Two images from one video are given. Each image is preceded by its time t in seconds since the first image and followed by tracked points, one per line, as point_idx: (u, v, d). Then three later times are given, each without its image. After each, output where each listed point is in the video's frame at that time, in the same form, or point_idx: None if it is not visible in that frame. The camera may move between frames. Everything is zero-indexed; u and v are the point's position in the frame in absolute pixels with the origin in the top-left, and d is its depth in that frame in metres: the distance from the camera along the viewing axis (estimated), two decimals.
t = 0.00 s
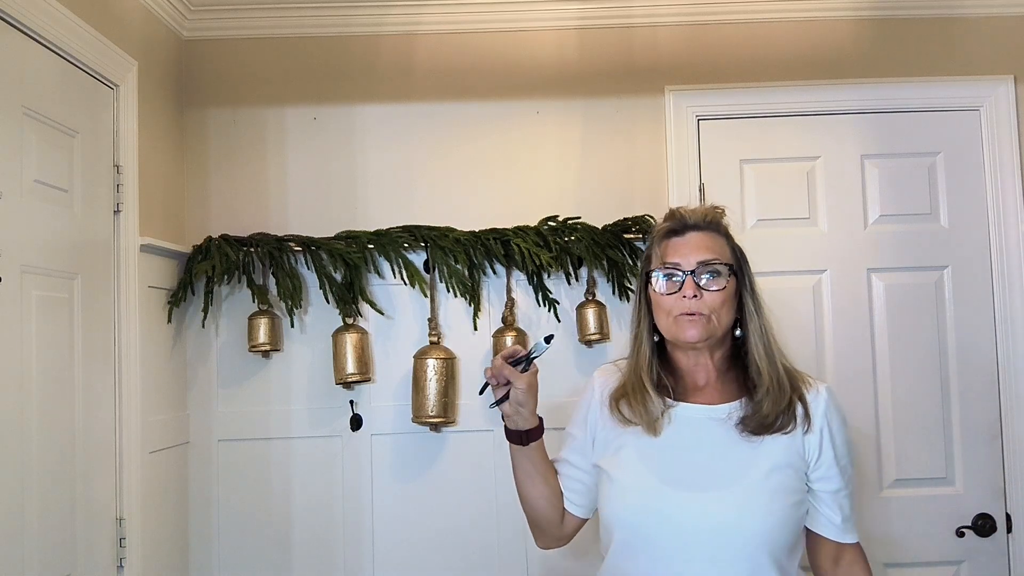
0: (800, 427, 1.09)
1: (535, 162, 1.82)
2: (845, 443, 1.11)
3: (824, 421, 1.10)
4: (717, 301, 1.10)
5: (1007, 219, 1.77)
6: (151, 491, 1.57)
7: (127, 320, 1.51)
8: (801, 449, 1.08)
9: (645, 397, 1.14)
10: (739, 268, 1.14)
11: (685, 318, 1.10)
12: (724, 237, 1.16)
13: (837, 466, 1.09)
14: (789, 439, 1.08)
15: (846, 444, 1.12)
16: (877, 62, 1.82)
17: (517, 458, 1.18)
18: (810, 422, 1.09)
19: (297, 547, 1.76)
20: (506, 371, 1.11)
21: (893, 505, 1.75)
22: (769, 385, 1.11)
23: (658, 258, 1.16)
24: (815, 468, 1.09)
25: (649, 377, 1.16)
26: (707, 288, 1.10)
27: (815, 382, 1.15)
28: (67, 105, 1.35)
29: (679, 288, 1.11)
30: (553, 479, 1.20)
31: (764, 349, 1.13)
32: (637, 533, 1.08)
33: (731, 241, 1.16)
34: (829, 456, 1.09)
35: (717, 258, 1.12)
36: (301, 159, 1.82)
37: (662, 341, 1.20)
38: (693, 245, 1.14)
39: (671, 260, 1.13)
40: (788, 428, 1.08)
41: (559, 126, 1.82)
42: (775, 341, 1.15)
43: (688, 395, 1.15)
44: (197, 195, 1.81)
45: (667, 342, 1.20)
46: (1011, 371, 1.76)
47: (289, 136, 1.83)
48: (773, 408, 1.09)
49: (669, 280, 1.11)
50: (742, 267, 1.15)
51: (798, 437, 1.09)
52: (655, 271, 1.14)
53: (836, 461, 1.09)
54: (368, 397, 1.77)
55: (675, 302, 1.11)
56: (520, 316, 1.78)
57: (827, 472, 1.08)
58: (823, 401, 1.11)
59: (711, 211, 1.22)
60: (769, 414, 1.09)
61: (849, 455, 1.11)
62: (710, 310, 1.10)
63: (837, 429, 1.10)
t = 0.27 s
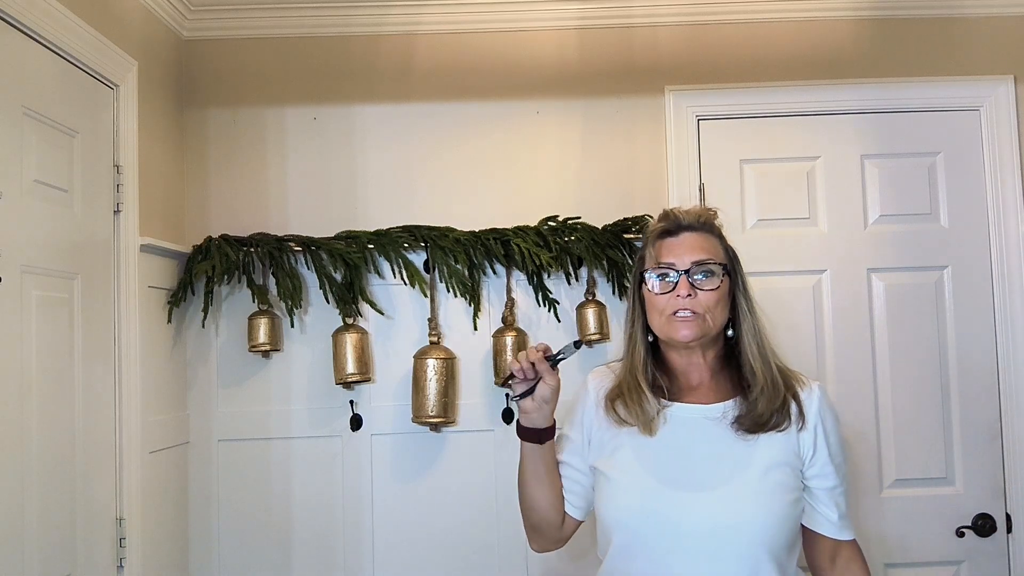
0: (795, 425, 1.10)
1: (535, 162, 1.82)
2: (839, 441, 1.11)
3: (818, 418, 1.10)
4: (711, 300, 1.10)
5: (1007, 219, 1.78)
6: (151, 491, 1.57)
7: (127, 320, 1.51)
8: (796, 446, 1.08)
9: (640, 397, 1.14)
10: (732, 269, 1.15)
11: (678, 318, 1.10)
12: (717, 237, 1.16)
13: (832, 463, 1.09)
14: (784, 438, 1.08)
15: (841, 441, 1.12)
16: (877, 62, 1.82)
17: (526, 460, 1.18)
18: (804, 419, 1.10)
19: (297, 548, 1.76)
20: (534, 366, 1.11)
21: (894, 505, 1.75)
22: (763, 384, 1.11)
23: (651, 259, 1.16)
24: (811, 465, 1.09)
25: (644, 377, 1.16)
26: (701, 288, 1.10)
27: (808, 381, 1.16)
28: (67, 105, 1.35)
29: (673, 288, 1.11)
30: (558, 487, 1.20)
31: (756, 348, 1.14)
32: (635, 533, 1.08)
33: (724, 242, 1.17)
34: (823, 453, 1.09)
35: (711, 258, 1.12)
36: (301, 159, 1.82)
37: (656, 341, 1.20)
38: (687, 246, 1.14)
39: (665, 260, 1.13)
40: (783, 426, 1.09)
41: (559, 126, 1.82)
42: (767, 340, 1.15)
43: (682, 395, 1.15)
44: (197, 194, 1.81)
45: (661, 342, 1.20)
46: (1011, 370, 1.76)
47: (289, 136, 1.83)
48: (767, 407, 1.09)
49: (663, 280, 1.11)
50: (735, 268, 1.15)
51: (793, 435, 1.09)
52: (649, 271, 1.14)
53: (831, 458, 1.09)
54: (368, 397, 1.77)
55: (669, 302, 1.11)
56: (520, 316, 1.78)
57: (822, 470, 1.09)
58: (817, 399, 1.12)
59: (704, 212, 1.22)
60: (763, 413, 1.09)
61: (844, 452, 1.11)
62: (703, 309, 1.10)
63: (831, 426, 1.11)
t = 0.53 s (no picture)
0: (792, 423, 1.10)
1: (535, 162, 1.82)
2: (837, 438, 1.11)
3: (815, 416, 1.10)
4: (706, 302, 1.10)
5: (1007, 219, 1.78)
6: (151, 491, 1.57)
7: (127, 320, 1.51)
8: (793, 444, 1.08)
9: (636, 399, 1.14)
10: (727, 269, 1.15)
11: (673, 320, 1.10)
12: (712, 238, 1.16)
13: (830, 461, 1.09)
14: (781, 436, 1.08)
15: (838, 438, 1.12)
16: (877, 62, 1.82)
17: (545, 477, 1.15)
18: (801, 417, 1.10)
19: (297, 547, 1.76)
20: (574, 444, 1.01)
21: (894, 505, 1.75)
22: (759, 384, 1.11)
23: (646, 261, 1.16)
24: (808, 463, 1.09)
25: (639, 379, 1.16)
26: (696, 289, 1.10)
27: (806, 379, 1.15)
28: (67, 105, 1.35)
29: (668, 290, 1.11)
30: (585, 502, 1.16)
31: (752, 348, 1.14)
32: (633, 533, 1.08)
33: (719, 242, 1.17)
34: (821, 451, 1.09)
35: (705, 259, 1.13)
36: (301, 159, 1.82)
37: (652, 343, 1.20)
38: (682, 247, 1.14)
39: (660, 262, 1.13)
40: (780, 425, 1.09)
41: (559, 126, 1.82)
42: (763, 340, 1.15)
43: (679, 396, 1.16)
44: (197, 194, 1.81)
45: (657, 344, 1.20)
46: (1011, 370, 1.76)
47: (289, 136, 1.83)
48: (764, 407, 1.09)
49: (658, 282, 1.11)
50: (730, 268, 1.15)
51: (790, 433, 1.09)
52: (644, 274, 1.14)
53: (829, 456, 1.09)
54: (368, 397, 1.77)
55: (664, 303, 1.11)
56: (520, 316, 1.78)
57: (819, 467, 1.08)
58: (814, 397, 1.12)
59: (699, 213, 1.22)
60: (759, 413, 1.09)
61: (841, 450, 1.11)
62: (699, 311, 1.10)
63: (828, 424, 1.11)
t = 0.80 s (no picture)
0: (792, 423, 1.10)
1: (535, 162, 1.82)
2: (838, 438, 1.11)
3: (816, 416, 1.10)
4: (704, 301, 1.10)
5: (1007, 219, 1.77)
6: (151, 491, 1.57)
7: (127, 320, 1.51)
8: (794, 444, 1.08)
9: (636, 399, 1.14)
10: (725, 269, 1.15)
11: (672, 319, 1.10)
12: (710, 237, 1.16)
13: (831, 461, 1.09)
14: (781, 436, 1.08)
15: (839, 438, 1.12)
16: (877, 62, 1.82)
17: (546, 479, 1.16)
18: (802, 417, 1.10)
19: (297, 547, 1.76)
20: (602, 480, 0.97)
21: (893, 505, 1.75)
22: (758, 384, 1.11)
23: (645, 261, 1.16)
24: (809, 463, 1.09)
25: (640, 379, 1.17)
26: (694, 288, 1.10)
27: (806, 379, 1.15)
28: (67, 105, 1.35)
29: (666, 289, 1.11)
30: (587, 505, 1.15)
31: (752, 348, 1.14)
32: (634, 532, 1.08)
33: (717, 242, 1.17)
34: (822, 451, 1.09)
35: (704, 258, 1.12)
36: (301, 159, 1.82)
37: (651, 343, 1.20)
38: (680, 246, 1.14)
39: (658, 261, 1.13)
40: (780, 425, 1.09)
41: (559, 126, 1.82)
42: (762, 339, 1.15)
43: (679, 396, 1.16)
44: (197, 194, 1.81)
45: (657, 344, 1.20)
46: (1011, 370, 1.76)
47: (289, 136, 1.83)
48: (764, 406, 1.09)
49: (657, 281, 1.11)
50: (729, 268, 1.15)
51: (790, 433, 1.09)
52: (642, 273, 1.14)
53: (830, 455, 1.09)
54: (368, 397, 1.77)
55: (663, 303, 1.11)
56: (520, 316, 1.78)
57: (820, 467, 1.08)
58: (814, 396, 1.12)
59: (697, 212, 1.22)
60: (759, 413, 1.09)
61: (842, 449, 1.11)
62: (697, 310, 1.10)
63: (828, 423, 1.11)
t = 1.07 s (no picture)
0: (796, 424, 1.10)
1: (535, 163, 1.82)
2: (841, 438, 1.11)
3: (819, 416, 1.10)
4: (707, 301, 1.10)
5: (1007, 219, 1.77)
6: (151, 491, 1.57)
7: (127, 320, 1.51)
8: (797, 444, 1.08)
9: (639, 398, 1.14)
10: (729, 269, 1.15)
11: (675, 319, 1.10)
12: (713, 237, 1.16)
13: (834, 461, 1.09)
14: (785, 437, 1.08)
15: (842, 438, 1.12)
16: (876, 62, 1.82)
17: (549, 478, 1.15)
18: (805, 417, 1.10)
19: (297, 548, 1.76)
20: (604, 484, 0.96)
21: (893, 505, 1.75)
22: (761, 384, 1.11)
23: (648, 261, 1.16)
24: (812, 463, 1.09)
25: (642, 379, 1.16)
26: (697, 288, 1.10)
27: (809, 379, 1.16)
28: (67, 105, 1.35)
29: (669, 289, 1.11)
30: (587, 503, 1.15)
31: (755, 348, 1.14)
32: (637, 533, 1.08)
33: (720, 242, 1.17)
34: (825, 451, 1.09)
35: (707, 258, 1.13)
36: (301, 159, 1.82)
37: (654, 343, 1.20)
38: (682, 246, 1.14)
39: (661, 262, 1.13)
40: (783, 425, 1.09)
41: (559, 126, 1.82)
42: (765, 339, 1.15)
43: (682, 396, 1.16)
44: (197, 194, 1.81)
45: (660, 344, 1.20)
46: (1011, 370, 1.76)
47: (289, 136, 1.83)
48: (766, 407, 1.09)
49: (660, 281, 1.11)
50: (732, 268, 1.15)
51: (794, 434, 1.09)
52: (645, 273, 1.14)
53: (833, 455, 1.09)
54: (368, 397, 1.77)
55: (666, 303, 1.11)
56: (520, 316, 1.78)
57: (823, 467, 1.09)
58: (817, 397, 1.12)
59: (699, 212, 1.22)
60: (762, 413, 1.09)
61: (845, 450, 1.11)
62: (700, 310, 1.10)
63: (831, 423, 1.11)
